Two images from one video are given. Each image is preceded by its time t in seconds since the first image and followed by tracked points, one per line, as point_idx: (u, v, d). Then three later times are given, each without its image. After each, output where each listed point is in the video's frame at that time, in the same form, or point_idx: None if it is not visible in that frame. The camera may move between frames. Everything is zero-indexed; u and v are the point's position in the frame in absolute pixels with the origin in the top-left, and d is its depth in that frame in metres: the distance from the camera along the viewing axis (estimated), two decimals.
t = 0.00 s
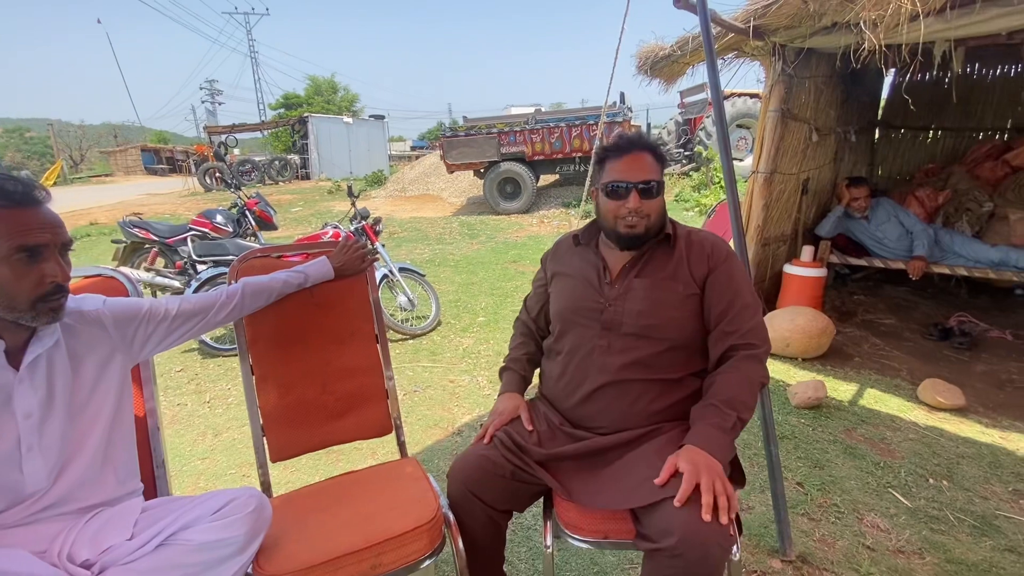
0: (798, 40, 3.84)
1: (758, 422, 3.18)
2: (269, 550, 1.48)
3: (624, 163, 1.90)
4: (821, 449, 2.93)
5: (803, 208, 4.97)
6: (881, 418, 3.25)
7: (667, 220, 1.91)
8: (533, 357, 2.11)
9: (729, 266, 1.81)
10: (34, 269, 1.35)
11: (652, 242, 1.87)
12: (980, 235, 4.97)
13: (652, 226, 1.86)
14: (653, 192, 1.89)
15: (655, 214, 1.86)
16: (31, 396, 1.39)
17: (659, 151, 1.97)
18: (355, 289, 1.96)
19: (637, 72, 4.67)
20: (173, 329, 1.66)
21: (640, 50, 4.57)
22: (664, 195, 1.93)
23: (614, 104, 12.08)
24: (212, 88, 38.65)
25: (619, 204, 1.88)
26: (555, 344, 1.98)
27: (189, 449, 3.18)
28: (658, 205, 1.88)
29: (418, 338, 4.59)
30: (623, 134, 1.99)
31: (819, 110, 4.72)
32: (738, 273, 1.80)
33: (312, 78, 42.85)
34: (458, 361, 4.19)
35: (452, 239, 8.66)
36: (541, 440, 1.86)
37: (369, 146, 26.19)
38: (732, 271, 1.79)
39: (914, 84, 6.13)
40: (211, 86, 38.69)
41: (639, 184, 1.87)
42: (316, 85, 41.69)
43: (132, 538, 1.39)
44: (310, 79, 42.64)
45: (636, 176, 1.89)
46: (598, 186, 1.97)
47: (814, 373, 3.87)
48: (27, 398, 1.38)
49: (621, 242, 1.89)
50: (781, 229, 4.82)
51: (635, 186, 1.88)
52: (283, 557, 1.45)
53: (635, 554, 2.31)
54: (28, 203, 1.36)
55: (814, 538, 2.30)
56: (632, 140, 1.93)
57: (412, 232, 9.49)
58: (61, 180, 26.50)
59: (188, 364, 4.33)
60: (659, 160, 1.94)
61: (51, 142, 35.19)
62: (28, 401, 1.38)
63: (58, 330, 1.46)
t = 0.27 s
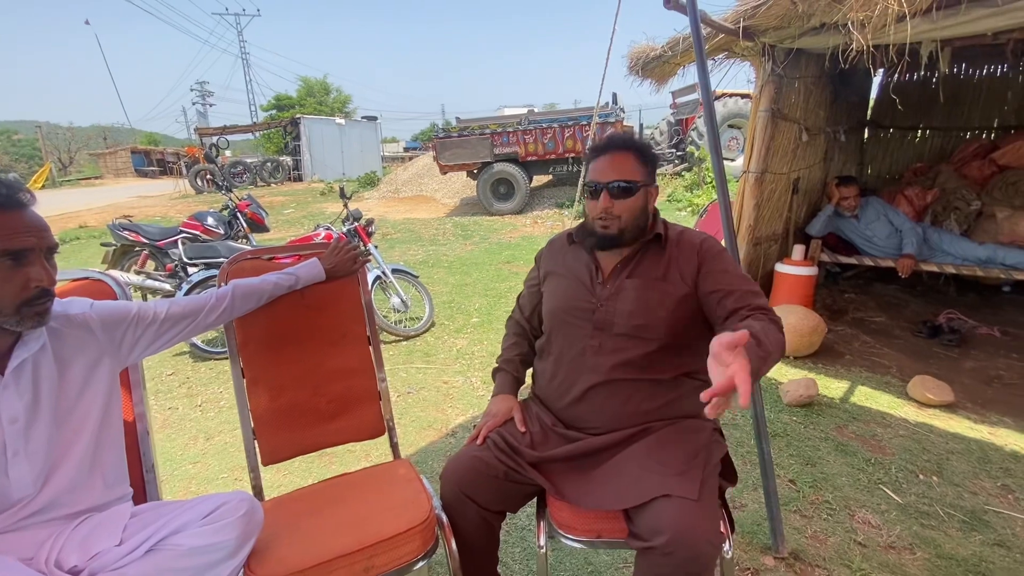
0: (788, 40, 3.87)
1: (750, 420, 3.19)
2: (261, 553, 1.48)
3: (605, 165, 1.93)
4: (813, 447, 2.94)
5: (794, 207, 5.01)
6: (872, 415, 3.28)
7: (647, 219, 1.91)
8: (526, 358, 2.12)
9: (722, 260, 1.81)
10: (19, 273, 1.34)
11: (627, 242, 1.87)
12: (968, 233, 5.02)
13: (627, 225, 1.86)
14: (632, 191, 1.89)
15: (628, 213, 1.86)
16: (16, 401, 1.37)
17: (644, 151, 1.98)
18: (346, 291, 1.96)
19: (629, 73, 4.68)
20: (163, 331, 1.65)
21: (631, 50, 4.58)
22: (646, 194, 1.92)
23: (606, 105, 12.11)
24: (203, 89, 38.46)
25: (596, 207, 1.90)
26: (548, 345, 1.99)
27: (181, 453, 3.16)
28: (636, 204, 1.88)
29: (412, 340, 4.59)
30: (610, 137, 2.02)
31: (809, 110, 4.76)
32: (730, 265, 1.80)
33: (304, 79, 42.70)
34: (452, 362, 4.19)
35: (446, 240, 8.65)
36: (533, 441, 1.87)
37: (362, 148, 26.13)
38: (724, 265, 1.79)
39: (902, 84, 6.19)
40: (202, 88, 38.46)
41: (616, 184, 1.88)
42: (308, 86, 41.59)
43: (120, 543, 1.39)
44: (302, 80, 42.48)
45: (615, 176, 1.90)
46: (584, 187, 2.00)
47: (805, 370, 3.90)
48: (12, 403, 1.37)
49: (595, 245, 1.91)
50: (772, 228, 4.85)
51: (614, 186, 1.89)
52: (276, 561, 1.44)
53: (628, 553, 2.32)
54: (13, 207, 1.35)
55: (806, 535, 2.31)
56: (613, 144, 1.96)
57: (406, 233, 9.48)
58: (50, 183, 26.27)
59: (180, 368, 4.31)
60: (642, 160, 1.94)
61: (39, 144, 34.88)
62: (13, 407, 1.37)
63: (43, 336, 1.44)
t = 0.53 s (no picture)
0: (778, 41, 3.89)
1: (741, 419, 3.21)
2: (252, 556, 1.48)
3: (577, 169, 1.92)
4: (804, 444, 2.96)
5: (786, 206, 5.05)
6: (862, 412, 3.31)
7: (623, 219, 1.87)
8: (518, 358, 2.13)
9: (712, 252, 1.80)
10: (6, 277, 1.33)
11: (603, 244, 1.86)
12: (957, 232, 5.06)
13: (597, 228, 1.85)
14: (600, 194, 1.86)
15: (600, 215, 1.85)
16: (3, 406, 1.35)
17: (620, 151, 1.94)
18: (338, 292, 1.95)
19: (621, 73, 4.70)
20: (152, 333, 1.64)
21: (623, 50, 4.59)
22: (620, 195, 1.88)
23: (600, 104, 12.12)
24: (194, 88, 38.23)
25: (570, 211, 1.92)
26: (541, 346, 2.00)
27: (173, 456, 3.15)
28: (605, 206, 1.86)
29: (406, 340, 4.58)
30: (588, 138, 1.98)
31: (800, 110, 4.79)
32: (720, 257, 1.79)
33: (297, 78, 42.54)
34: (445, 362, 4.20)
35: (440, 240, 8.64)
36: (524, 442, 1.88)
37: (355, 147, 26.05)
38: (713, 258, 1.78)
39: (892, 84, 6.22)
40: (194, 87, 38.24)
41: (584, 187, 1.87)
42: (301, 86, 41.43)
43: (110, 548, 1.38)
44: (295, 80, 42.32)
45: (584, 180, 1.89)
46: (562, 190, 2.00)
47: (796, 369, 3.92)
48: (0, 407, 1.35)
49: (572, 248, 1.91)
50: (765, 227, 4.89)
51: (582, 190, 1.88)
52: (267, 563, 1.44)
53: (621, 551, 2.33)
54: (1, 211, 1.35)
55: (797, 532, 2.33)
56: (587, 146, 1.95)
57: (400, 233, 9.47)
58: (41, 183, 26.06)
59: (172, 370, 4.30)
60: (615, 161, 1.91)
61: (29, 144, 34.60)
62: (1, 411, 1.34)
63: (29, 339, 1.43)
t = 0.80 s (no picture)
0: (774, 40, 3.90)
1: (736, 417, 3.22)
2: (244, 556, 1.48)
3: (561, 171, 1.93)
4: (798, 443, 2.97)
5: (782, 205, 5.06)
6: (857, 410, 3.31)
7: (606, 221, 1.87)
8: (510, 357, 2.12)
9: (703, 252, 1.78)
10: None
11: (585, 246, 1.87)
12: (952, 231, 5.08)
13: (579, 230, 1.86)
14: (584, 198, 1.87)
15: (583, 219, 1.86)
16: None
17: (605, 153, 1.93)
18: (330, 292, 1.95)
19: (617, 72, 4.70)
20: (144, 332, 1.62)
21: (619, 49, 4.60)
22: (603, 198, 1.88)
23: (596, 103, 12.13)
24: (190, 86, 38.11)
25: (554, 213, 1.93)
26: (529, 346, 2.00)
27: (167, 455, 3.14)
28: (589, 209, 1.86)
29: (402, 339, 4.57)
30: (574, 142, 1.99)
31: (795, 109, 4.80)
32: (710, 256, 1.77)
33: (293, 77, 42.45)
34: (441, 361, 4.19)
35: (437, 239, 8.64)
36: (516, 441, 1.88)
37: (352, 146, 26.00)
38: (702, 258, 1.76)
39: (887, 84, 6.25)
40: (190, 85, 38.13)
41: (568, 190, 1.88)
42: (298, 84, 41.34)
43: (100, 548, 1.37)
44: (291, 78, 42.21)
45: (567, 182, 1.89)
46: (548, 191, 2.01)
47: (791, 367, 3.93)
48: None
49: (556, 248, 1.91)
50: (760, 226, 4.90)
51: (566, 193, 1.88)
52: (260, 563, 1.44)
53: (615, 551, 2.33)
54: None
55: (791, 530, 2.33)
56: (572, 149, 1.95)
57: (396, 232, 9.46)
58: (35, 182, 25.94)
59: (167, 369, 4.28)
60: (600, 164, 1.90)
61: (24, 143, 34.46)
62: None
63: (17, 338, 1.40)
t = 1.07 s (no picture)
0: (774, 39, 3.88)
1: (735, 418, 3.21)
2: (239, 557, 1.47)
3: (550, 172, 1.89)
4: (797, 444, 2.96)
5: (782, 204, 5.05)
6: (856, 412, 3.31)
7: (596, 226, 1.83)
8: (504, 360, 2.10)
9: (692, 267, 1.72)
10: None
11: (574, 251, 1.85)
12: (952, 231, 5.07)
13: (568, 235, 1.83)
14: (572, 201, 1.83)
15: (571, 223, 1.82)
16: None
17: (594, 153, 1.88)
18: (325, 291, 1.94)
19: (616, 71, 4.68)
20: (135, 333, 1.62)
21: (619, 48, 4.58)
22: (593, 201, 1.84)
23: (596, 102, 12.10)
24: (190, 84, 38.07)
25: (543, 216, 1.90)
26: (524, 354, 1.98)
27: (163, 455, 3.13)
28: (578, 213, 1.82)
29: (400, 338, 4.56)
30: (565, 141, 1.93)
31: (796, 108, 4.79)
32: (700, 270, 1.72)
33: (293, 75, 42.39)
34: (439, 361, 4.18)
35: (436, 237, 8.62)
36: (512, 445, 1.87)
37: (352, 144, 25.97)
38: (691, 272, 1.71)
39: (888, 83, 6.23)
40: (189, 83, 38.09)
41: (556, 194, 1.84)
42: (297, 82, 41.31)
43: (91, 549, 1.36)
44: (291, 76, 42.15)
45: (555, 185, 1.85)
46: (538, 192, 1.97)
47: (790, 368, 3.92)
48: None
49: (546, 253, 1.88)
50: (760, 225, 4.89)
51: (555, 196, 1.85)
52: (254, 565, 1.43)
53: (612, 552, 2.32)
54: None
55: (789, 533, 2.32)
56: (561, 149, 1.90)
57: (395, 231, 9.44)
58: (34, 180, 25.88)
59: (164, 368, 4.27)
60: (589, 166, 1.85)
61: (23, 140, 34.40)
62: None
63: (8, 336, 1.39)
